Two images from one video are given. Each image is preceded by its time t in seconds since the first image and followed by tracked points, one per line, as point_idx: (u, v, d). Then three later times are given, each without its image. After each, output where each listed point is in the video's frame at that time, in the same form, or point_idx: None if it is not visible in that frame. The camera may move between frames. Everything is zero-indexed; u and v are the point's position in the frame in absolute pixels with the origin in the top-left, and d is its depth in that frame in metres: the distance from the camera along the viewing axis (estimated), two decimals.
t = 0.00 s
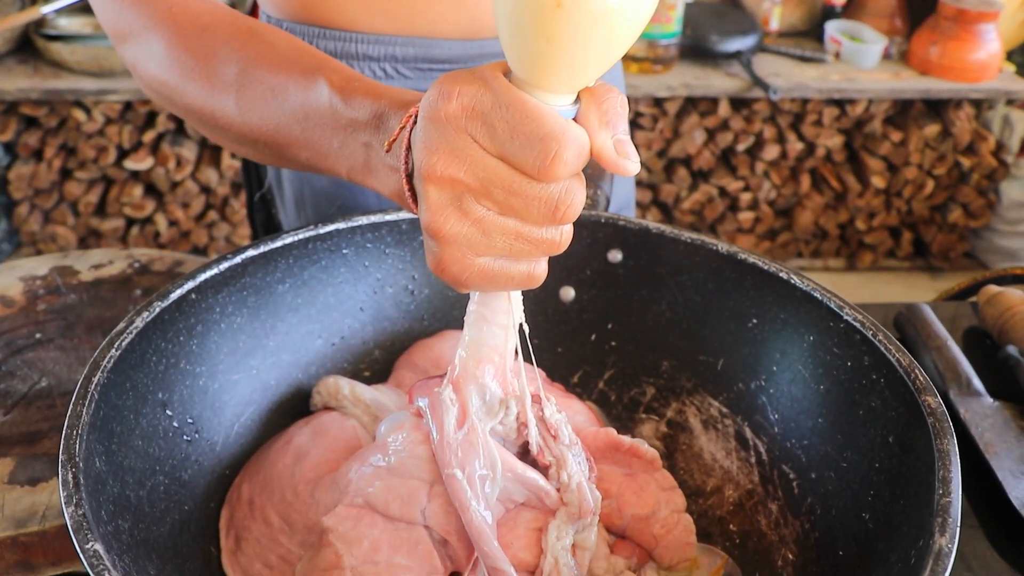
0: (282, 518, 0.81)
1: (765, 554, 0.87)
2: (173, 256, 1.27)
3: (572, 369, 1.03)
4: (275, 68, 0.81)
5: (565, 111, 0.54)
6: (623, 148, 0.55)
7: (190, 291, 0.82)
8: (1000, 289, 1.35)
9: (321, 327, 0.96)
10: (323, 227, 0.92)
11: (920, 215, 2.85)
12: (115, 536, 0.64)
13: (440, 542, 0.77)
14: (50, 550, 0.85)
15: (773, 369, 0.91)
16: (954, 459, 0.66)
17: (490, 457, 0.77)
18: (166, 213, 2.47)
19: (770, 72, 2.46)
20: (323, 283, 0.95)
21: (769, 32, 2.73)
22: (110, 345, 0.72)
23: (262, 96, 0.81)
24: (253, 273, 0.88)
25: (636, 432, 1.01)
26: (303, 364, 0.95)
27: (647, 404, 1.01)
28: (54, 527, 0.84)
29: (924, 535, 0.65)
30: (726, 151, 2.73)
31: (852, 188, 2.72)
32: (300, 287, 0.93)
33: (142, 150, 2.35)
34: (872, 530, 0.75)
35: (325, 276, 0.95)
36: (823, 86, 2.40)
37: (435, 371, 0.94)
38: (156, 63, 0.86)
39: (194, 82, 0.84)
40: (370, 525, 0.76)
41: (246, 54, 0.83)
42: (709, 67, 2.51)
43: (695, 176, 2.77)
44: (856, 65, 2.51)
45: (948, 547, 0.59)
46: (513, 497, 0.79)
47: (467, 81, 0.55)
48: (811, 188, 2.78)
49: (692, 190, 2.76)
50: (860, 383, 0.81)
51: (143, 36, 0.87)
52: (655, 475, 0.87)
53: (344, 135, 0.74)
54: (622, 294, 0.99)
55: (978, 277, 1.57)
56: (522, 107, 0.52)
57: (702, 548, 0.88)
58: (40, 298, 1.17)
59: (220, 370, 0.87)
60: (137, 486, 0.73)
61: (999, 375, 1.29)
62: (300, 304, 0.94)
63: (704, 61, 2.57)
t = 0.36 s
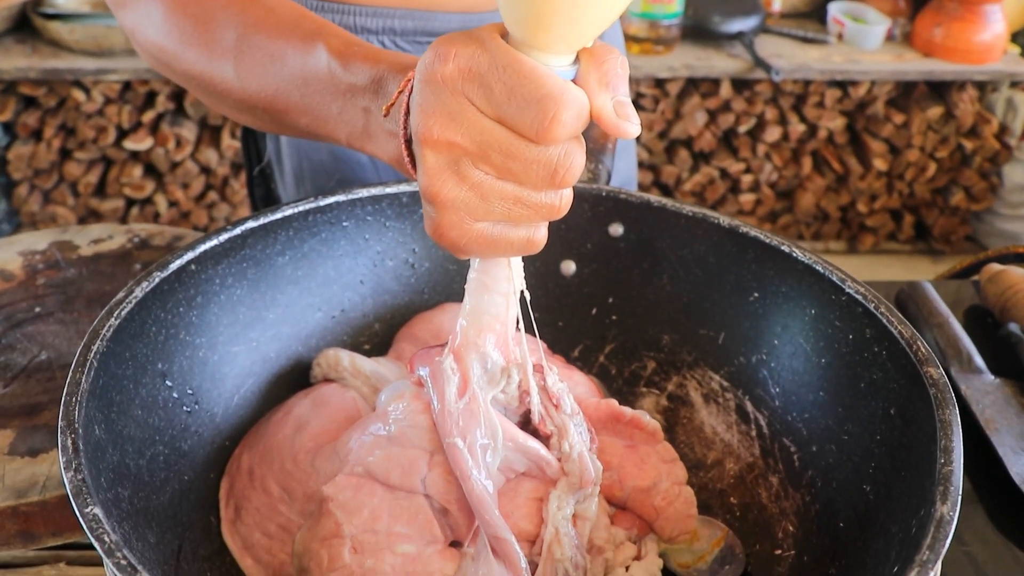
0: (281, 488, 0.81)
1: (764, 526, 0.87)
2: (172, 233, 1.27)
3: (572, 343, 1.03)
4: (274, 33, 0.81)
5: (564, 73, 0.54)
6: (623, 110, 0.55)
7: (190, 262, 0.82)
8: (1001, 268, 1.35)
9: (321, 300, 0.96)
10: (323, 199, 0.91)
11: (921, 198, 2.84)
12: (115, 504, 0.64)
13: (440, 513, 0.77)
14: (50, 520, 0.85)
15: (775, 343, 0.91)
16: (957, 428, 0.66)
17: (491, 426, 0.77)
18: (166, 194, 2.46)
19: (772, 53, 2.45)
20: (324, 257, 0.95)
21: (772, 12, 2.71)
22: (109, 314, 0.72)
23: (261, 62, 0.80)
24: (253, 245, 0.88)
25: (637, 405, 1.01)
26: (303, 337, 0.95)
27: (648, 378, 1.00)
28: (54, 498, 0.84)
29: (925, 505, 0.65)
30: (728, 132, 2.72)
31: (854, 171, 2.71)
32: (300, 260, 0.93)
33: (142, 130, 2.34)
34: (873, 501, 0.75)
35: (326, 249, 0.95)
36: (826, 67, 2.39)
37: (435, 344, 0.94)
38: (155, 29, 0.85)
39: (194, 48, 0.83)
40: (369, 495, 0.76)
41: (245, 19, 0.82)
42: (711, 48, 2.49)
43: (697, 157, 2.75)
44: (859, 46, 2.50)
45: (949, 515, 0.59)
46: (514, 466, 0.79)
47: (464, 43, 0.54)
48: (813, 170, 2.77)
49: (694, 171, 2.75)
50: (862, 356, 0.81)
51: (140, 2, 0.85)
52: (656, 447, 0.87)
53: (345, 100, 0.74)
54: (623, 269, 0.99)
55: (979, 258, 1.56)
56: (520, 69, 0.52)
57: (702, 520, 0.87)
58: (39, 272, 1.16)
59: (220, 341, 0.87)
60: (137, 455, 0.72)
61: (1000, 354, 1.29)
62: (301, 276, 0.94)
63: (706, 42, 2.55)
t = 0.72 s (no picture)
0: (282, 465, 0.82)
1: (762, 503, 0.88)
2: (171, 216, 1.27)
3: (571, 324, 1.04)
4: None
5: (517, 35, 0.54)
6: (584, 72, 0.54)
7: (190, 242, 0.82)
8: (999, 250, 1.35)
9: (321, 280, 0.97)
10: (323, 180, 0.92)
11: (921, 183, 2.83)
12: (116, 479, 0.65)
13: (439, 488, 0.78)
14: (52, 499, 0.86)
15: (772, 322, 0.91)
16: (952, 404, 0.66)
17: (484, 400, 0.78)
18: (165, 179, 2.46)
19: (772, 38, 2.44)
20: (323, 237, 0.95)
21: None
22: (110, 292, 0.72)
23: (234, 25, 0.80)
24: (253, 225, 0.88)
25: (635, 384, 1.02)
26: (303, 317, 0.96)
27: (646, 357, 1.01)
28: (56, 476, 0.85)
29: (920, 479, 0.66)
30: (727, 117, 2.71)
31: (853, 156, 2.71)
32: (300, 240, 0.93)
33: (141, 116, 2.34)
34: (869, 478, 0.75)
35: (325, 229, 0.95)
36: (825, 52, 2.38)
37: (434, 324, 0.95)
38: None
39: (171, 11, 0.84)
40: (367, 471, 0.77)
41: None
42: (710, 34, 2.49)
43: (696, 143, 2.75)
44: (858, 31, 2.49)
45: (944, 488, 0.60)
46: (509, 441, 0.80)
47: (417, 10, 0.54)
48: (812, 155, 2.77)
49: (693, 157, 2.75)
50: (859, 334, 0.81)
51: None
52: (654, 426, 0.88)
53: (315, 63, 0.73)
54: (621, 249, 0.99)
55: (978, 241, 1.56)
56: (470, 35, 0.52)
57: (700, 498, 0.88)
58: (39, 255, 1.16)
59: (220, 320, 0.87)
60: (137, 432, 0.73)
61: (997, 335, 1.29)
62: (301, 256, 0.94)
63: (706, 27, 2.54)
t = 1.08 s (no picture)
0: (283, 471, 0.84)
1: (754, 508, 0.89)
2: (169, 221, 1.27)
3: (565, 330, 1.05)
4: None
5: None
6: None
7: (186, 249, 0.83)
8: (992, 255, 1.36)
9: (316, 287, 0.97)
10: (319, 187, 0.92)
11: (917, 187, 2.84)
12: (113, 485, 0.65)
13: (426, 471, 0.80)
14: (49, 504, 0.87)
15: (765, 329, 0.92)
16: (941, 409, 0.67)
17: (463, 373, 0.77)
18: (163, 184, 2.46)
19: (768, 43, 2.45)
20: (318, 244, 0.96)
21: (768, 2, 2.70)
22: (107, 299, 0.73)
23: None
24: (249, 232, 0.89)
25: (629, 391, 1.03)
26: (298, 324, 0.96)
27: (640, 364, 1.02)
28: (53, 481, 0.85)
29: (909, 485, 0.67)
30: (724, 122, 2.72)
31: (850, 160, 2.72)
32: (296, 247, 0.94)
33: (139, 121, 2.34)
34: (860, 483, 0.76)
35: (321, 236, 0.96)
36: (822, 57, 2.39)
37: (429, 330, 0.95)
38: None
39: None
40: (361, 466, 0.78)
41: None
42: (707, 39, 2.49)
43: (693, 147, 2.76)
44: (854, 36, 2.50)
45: (930, 494, 0.61)
46: (489, 421, 0.80)
47: None
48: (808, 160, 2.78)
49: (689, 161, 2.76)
50: (850, 341, 0.82)
51: None
52: (646, 433, 0.88)
53: None
54: (615, 255, 1.00)
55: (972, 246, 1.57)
56: None
57: (694, 504, 0.91)
58: (37, 261, 1.17)
59: (216, 327, 0.88)
60: (134, 437, 0.74)
61: (990, 340, 1.30)
62: (297, 263, 0.95)
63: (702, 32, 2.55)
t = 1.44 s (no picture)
0: (285, 490, 0.85)
1: (747, 528, 0.89)
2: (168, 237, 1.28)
3: (561, 349, 1.05)
4: None
5: None
6: None
7: (184, 268, 0.83)
8: (987, 274, 1.36)
9: (312, 306, 0.98)
10: (316, 207, 0.92)
11: (913, 203, 2.85)
12: (108, 503, 0.66)
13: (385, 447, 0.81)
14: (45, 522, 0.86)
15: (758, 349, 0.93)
16: (929, 433, 0.68)
17: (412, 335, 0.74)
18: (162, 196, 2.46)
19: (765, 59, 2.46)
20: (315, 264, 0.96)
21: (765, 19, 2.70)
22: (105, 318, 0.73)
23: None
24: (247, 252, 0.89)
25: (623, 412, 1.03)
26: (294, 343, 0.97)
27: (633, 384, 1.03)
28: (49, 499, 0.85)
29: (897, 509, 0.67)
30: (721, 137, 2.73)
31: (846, 176, 2.73)
32: (292, 267, 0.95)
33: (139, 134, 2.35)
34: (850, 505, 0.77)
35: (318, 256, 0.96)
36: (818, 73, 2.40)
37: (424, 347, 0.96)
38: None
39: None
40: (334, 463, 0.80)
41: None
42: (704, 55, 2.50)
43: (690, 162, 2.77)
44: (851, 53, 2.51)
45: (918, 517, 0.61)
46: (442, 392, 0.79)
47: None
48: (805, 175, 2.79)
49: (686, 176, 2.77)
50: (841, 362, 0.83)
51: None
52: (619, 453, 0.89)
53: None
54: (610, 276, 1.01)
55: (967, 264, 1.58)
56: None
57: (683, 521, 0.88)
58: (36, 277, 1.17)
59: (212, 346, 0.89)
60: (130, 456, 0.74)
61: (984, 358, 1.30)
62: (293, 282, 0.96)
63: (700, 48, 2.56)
